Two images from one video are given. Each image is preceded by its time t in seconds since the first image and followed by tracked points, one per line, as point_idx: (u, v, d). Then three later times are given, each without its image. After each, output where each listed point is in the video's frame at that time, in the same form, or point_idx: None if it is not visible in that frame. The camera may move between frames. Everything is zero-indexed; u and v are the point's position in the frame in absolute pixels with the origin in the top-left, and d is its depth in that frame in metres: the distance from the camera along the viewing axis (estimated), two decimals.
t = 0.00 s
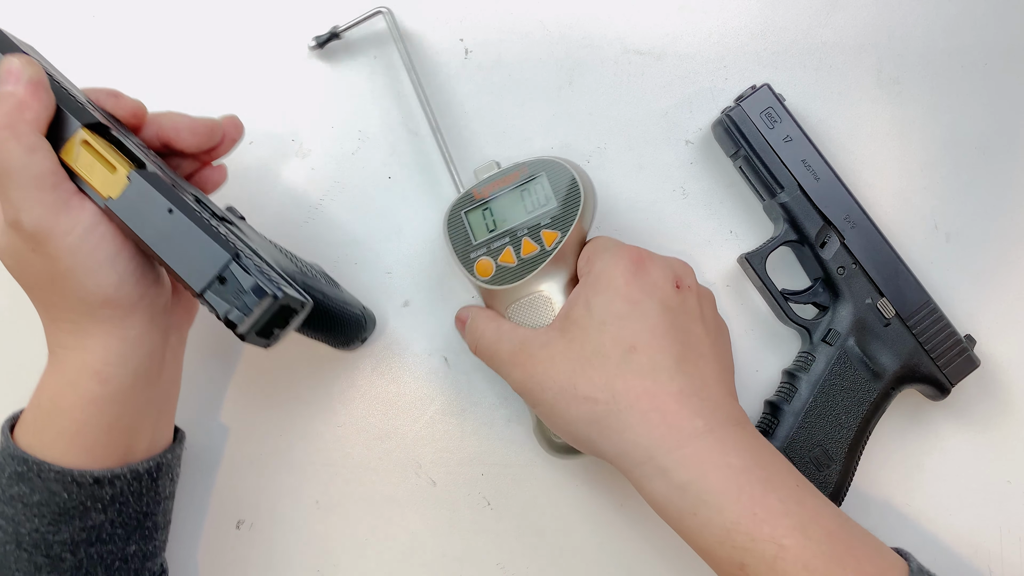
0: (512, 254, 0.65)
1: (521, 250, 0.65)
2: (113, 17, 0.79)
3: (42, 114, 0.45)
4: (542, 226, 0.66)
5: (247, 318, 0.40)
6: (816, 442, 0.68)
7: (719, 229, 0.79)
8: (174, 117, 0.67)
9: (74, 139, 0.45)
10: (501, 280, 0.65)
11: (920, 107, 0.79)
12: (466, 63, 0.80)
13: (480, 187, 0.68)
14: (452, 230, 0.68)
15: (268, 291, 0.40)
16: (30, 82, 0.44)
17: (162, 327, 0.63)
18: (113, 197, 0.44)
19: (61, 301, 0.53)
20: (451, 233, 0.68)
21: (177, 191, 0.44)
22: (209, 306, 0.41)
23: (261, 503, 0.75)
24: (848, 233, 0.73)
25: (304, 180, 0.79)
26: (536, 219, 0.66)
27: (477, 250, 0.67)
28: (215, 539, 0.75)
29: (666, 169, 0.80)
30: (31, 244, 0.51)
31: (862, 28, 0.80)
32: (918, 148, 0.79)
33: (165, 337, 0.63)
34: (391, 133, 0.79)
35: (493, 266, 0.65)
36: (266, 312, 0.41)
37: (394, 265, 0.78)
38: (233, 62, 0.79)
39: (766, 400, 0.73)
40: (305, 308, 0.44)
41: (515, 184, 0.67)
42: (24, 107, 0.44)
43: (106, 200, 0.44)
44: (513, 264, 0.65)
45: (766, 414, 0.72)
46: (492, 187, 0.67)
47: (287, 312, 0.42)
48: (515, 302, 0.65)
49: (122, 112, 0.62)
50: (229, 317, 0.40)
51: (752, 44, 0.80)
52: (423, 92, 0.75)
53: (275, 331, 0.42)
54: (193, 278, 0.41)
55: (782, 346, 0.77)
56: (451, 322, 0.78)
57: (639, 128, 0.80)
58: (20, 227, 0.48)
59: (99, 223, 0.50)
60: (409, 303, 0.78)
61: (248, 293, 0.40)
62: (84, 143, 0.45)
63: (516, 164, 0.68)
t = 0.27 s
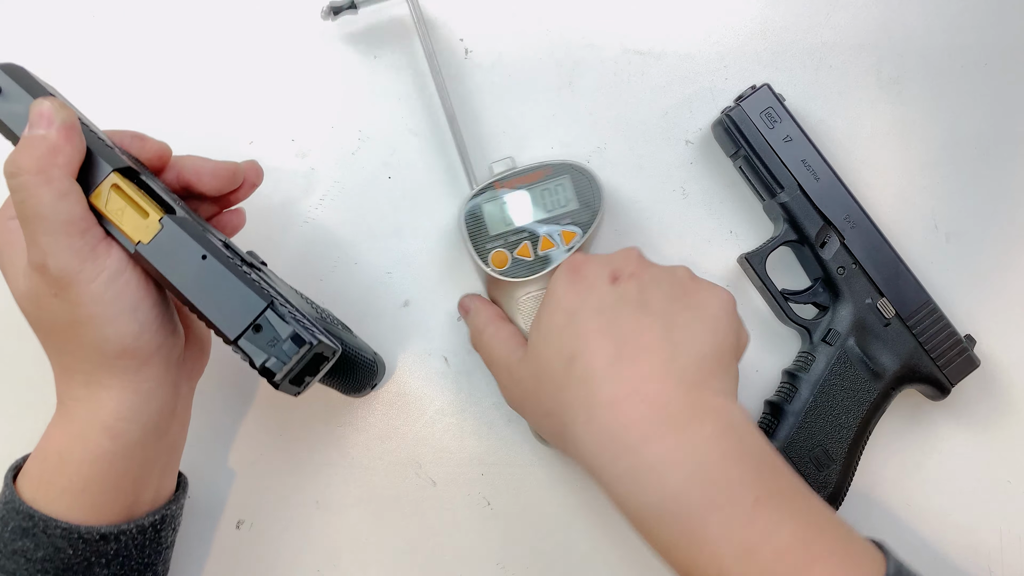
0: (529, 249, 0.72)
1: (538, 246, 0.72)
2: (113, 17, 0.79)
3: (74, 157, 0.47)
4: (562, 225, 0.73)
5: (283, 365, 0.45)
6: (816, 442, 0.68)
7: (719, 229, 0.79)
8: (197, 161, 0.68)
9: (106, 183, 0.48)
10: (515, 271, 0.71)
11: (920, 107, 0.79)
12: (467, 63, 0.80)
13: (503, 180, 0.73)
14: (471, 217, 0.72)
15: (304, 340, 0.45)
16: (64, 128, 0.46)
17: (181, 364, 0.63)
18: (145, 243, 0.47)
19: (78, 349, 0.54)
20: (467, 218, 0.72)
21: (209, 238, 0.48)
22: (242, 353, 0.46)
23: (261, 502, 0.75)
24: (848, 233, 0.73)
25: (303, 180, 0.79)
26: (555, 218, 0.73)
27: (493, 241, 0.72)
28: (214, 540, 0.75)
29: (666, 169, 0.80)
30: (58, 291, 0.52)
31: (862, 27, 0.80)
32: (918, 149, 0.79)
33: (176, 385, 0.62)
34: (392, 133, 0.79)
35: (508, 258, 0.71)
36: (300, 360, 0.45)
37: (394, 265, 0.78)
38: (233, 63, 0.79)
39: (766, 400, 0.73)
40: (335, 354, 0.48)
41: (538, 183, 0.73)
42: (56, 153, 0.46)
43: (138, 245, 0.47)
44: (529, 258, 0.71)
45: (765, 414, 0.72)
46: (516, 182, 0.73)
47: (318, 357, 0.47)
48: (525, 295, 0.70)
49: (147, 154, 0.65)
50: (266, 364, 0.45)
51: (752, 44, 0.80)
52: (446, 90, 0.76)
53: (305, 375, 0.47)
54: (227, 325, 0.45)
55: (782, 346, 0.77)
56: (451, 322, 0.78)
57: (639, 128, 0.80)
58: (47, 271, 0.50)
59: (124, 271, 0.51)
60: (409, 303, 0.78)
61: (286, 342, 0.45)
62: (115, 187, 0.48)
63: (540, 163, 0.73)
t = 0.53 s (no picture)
0: (542, 246, 0.72)
1: (551, 244, 0.72)
2: (113, 17, 0.79)
3: (96, 238, 0.36)
4: (576, 223, 0.73)
5: (316, 475, 0.34)
6: (816, 442, 0.68)
7: (719, 229, 0.79)
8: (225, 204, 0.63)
9: (129, 256, 0.36)
10: (529, 268, 0.71)
11: (920, 107, 0.79)
12: (467, 63, 0.80)
13: (519, 176, 0.73)
14: (485, 212, 0.73)
15: (340, 442, 0.34)
16: (85, 203, 0.36)
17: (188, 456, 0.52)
18: (170, 328, 0.35)
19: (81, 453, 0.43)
20: (482, 212, 0.72)
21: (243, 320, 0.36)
22: (274, 459, 0.34)
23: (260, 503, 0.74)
24: (848, 233, 0.73)
25: (304, 180, 0.79)
26: (569, 215, 0.73)
27: (507, 237, 0.72)
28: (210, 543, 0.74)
29: (666, 169, 0.80)
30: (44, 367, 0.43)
31: (862, 28, 0.80)
32: (918, 149, 0.79)
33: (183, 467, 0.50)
34: (392, 133, 0.79)
35: (521, 254, 0.72)
36: (341, 466, 0.34)
37: (395, 265, 0.78)
38: (234, 63, 0.79)
39: (766, 401, 0.73)
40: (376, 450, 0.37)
41: (553, 180, 0.74)
42: (77, 236, 0.36)
43: (162, 333, 0.35)
44: (541, 254, 0.72)
45: (765, 414, 0.72)
46: (529, 179, 0.73)
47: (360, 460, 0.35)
48: (540, 291, 0.72)
49: (183, 210, 0.59)
50: (296, 474, 0.34)
51: (752, 44, 0.80)
52: (461, 83, 0.75)
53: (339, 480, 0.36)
54: (254, 427, 0.34)
55: (782, 346, 0.77)
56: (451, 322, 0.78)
57: (639, 128, 0.80)
58: (57, 361, 0.40)
59: (140, 368, 0.40)
60: (409, 303, 0.78)
61: (321, 448, 0.33)
62: (140, 260, 0.36)
63: (556, 160, 0.74)
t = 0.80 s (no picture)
0: (543, 246, 0.72)
1: (552, 243, 0.72)
2: (113, 18, 0.79)
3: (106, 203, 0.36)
4: (577, 223, 0.73)
5: (319, 457, 0.32)
6: (816, 442, 0.68)
7: (719, 229, 0.79)
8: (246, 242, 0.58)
9: (127, 218, 0.36)
10: (529, 268, 0.71)
11: (920, 107, 0.79)
12: (467, 63, 0.80)
13: (519, 176, 0.73)
14: (485, 212, 0.73)
15: (345, 419, 0.32)
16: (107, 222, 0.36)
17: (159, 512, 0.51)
18: (166, 293, 0.35)
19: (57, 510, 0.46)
20: (482, 211, 0.73)
21: (244, 286, 0.35)
22: (279, 435, 0.33)
23: (259, 502, 0.74)
24: (848, 233, 0.73)
25: (303, 180, 0.79)
26: (570, 215, 0.73)
27: (507, 237, 0.72)
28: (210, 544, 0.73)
29: (666, 169, 0.80)
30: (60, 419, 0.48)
31: (862, 27, 0.80)
32: (918, 149, 0.79)
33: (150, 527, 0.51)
34: (392, 134, 0.79)
35: (521, 253, 0.72)
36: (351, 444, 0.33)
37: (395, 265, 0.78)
38: (234, 63, 0.79)
39: (766, 401, 0.73)
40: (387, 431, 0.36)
41: (553, 180, 0.74)
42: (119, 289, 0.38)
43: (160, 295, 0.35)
44: (541, 253, 0.72)
45: (765, 414, 0.72)
46: (530, 179, 0.73)
47: (369, 439, 0.34)
48: (540, 291, 0.72)
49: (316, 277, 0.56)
50: (299, 455, 0.32)
51: (752, 44, 0.80)
52: (461, 83, 0.76)
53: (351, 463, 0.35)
54: (259, 400, 0.33)
55: (782, 347, 0.77)
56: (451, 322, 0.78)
57: (639, 128, 0.80)
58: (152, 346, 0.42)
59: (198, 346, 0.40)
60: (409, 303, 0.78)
61: (322, 424, 0.32)
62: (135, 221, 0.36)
63: (556, 160, 0.74)
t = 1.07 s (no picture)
0: (543, 246, 0.72)
1: (552, 244, 0.72)
2: (113, 17, 0.79)
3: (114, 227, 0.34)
4: (577, 223, 0.73)
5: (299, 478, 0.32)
6: (816, 442, 0.68)
7: (719, 229, 0.79)
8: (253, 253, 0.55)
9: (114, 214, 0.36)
10: (529, 268, 0.71)
11: (920, 108, 0.79)
12: (467, 64, 0.80)
13: (519, 176, 0.73)
14: (485, 212, 0.73)
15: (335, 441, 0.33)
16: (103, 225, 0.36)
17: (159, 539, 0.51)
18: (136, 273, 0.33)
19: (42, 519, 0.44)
20: (481, 211, 0.73)
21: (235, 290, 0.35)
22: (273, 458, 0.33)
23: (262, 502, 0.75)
24: (848, 233, 0.73)
25: (304, 180, 0.79)
26: (570, 216, 0.73)
27: (507, 237, 0.72)
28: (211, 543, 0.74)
29: (666, 169, 0.80)
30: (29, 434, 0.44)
31: (862, 28, 0.80)
32: (918, 149, 0.79)
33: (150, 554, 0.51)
34: (392, 134, 0.79)
35: (521, 254, 0.72)
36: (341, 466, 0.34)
37: (395, 265, 0.78)
38: (234, 64, 0.79)
39: (766, 401, 0.73)
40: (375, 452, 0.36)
41: (553, 180, 0.74)
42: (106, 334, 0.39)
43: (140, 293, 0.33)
44: (541, 254, 0.72)
45: (765, 414, 0.72)
46: (530, 178, 0.73)
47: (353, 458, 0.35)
48: (540, 292, 0.72)
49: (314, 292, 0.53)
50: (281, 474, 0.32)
51: (752, 44, 0.80)
52: (461, 83, 0.75)
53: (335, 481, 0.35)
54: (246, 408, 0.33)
55: (781, 346, 0.77)
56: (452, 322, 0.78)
57: (639, 128, 0.80)
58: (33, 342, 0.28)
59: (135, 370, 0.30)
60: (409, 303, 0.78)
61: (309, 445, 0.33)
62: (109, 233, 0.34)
63: (557, 160, 0.74)
